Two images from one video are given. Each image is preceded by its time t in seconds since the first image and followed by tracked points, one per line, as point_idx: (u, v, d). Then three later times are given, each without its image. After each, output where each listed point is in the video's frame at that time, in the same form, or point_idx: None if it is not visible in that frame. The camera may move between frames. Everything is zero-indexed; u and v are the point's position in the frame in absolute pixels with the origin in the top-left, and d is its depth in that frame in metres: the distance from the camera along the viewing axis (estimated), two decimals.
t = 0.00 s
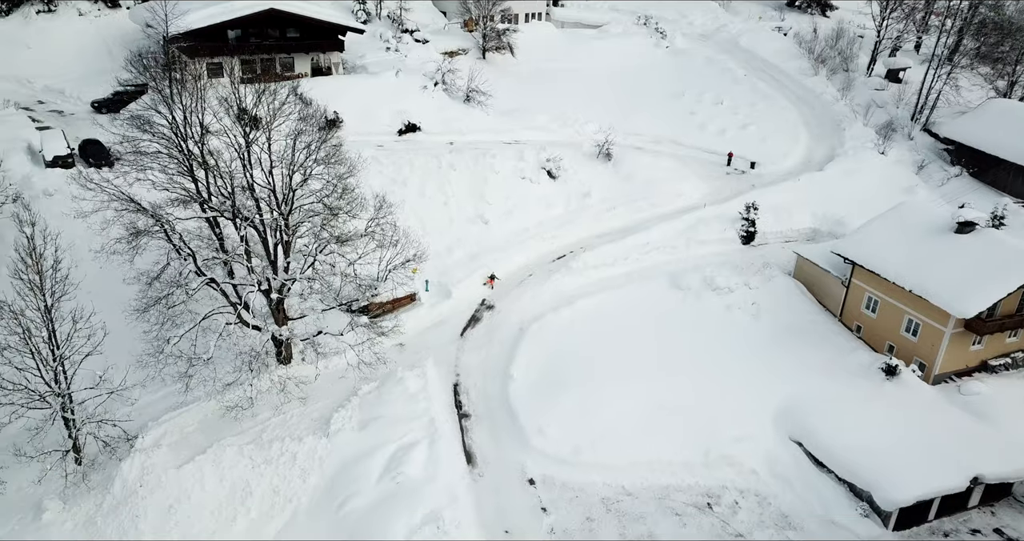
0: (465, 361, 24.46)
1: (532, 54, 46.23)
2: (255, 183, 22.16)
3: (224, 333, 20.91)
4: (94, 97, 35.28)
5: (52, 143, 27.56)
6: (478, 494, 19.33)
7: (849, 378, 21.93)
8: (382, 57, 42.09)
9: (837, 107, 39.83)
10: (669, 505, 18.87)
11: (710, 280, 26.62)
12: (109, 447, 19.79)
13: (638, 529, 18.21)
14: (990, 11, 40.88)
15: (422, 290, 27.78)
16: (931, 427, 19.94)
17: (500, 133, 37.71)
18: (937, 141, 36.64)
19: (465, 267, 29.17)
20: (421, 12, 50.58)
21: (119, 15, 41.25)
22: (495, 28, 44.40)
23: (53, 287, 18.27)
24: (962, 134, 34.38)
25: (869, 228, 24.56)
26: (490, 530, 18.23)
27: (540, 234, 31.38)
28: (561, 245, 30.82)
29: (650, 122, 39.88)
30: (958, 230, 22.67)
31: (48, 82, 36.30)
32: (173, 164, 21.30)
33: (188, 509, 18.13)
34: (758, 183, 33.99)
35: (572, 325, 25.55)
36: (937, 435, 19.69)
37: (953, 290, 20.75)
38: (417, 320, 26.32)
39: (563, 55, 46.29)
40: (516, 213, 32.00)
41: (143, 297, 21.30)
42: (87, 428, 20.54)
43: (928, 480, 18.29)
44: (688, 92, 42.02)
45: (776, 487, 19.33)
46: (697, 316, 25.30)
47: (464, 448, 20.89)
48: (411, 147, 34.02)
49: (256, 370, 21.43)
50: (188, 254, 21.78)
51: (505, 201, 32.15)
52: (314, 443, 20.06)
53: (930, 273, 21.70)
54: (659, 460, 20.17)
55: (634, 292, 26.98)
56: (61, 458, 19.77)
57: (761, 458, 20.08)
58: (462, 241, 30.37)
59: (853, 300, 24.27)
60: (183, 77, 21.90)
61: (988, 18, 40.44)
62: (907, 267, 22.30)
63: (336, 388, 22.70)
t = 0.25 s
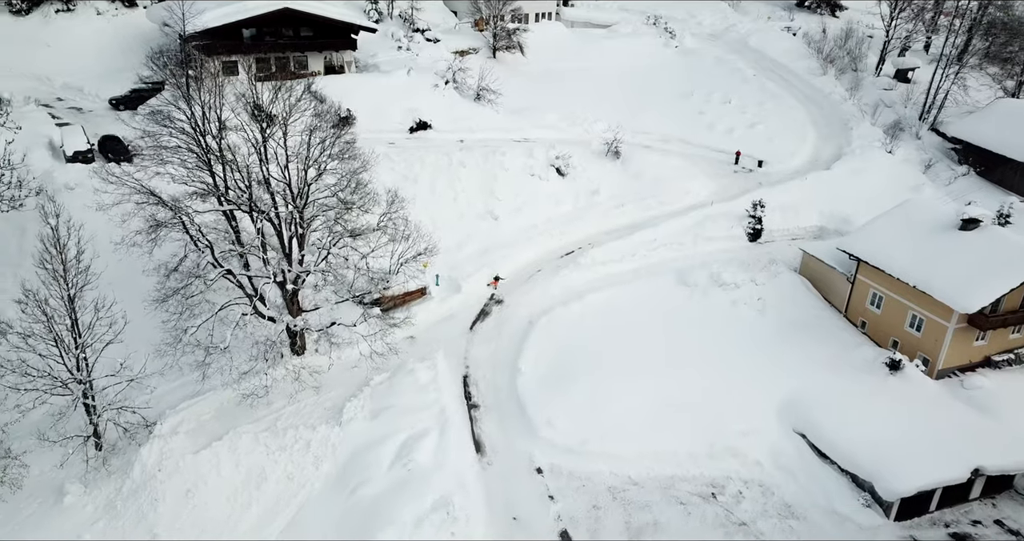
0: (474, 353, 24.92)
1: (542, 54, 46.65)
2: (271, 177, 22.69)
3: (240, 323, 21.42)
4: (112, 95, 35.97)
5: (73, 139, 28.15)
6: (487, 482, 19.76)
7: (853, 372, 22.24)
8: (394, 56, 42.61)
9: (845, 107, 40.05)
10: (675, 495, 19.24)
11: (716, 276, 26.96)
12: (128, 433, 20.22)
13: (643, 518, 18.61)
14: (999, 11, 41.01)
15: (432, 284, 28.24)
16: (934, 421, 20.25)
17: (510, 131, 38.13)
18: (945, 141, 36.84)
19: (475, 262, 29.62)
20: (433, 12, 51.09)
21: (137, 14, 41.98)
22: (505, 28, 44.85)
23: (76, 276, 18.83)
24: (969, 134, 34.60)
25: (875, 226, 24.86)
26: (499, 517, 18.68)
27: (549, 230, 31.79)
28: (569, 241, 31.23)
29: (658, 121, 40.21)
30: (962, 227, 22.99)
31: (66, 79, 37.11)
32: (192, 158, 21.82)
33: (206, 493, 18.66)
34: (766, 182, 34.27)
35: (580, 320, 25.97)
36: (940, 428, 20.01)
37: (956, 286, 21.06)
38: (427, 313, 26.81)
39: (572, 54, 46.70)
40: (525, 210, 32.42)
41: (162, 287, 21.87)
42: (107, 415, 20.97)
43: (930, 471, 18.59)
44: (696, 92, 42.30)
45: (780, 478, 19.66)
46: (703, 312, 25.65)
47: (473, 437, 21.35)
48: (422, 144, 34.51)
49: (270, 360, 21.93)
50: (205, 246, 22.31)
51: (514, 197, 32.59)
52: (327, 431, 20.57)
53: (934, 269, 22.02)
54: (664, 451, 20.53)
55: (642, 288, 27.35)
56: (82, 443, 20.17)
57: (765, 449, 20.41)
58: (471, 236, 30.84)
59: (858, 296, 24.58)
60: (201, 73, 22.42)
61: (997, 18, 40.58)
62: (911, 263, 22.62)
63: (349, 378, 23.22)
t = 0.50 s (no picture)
0: (481, 346, 25.36)
1: (548, 53, 47.08)
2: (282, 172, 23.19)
3: (253, 314, 21.92)
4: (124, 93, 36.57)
5: (88, 135, 28.82)
6: (493, 470, 20.21)
7: (853, 366, 22.60)
8: (401, 55, 43.09)
9: (849, 106, 40.36)
10: (677, 484, 19.63)
11: (719, 271, 27.32)
12: (143, 421, 20.66)
13: (645, 506, 19.03)
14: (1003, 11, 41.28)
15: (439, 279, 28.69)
16: (933, 413, 20.60)
17: (516, 129, 38.56)
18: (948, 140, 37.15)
19: (482, 258, 30.09)
20: (440, 11, 51.57)
21: (148, 13, 42.57)
22: (511, 27, 45.30)
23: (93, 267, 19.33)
24: (972, 133, 34.91)
25: (876, 222, 25.21)
26: (504, 504, 19.13)
27: (555, 227, 32.23)
28: (574, 237, 31.65)
29: (663, 120, 40.57)
30: (961, 223, 23.35)
31: (81, 78, 37.58)
32: (206, 153, 22.30)
33: (219, 479, 19.15)
34: (769, 180, 34.60)
35: (585, 314, 26.37)
36: (938, 420, 20.36)
37: (956, 281, 21.41)
38: (434, 307, 27.27)
39: (578, 54, 47.11)
40: (531, 207, 32.85)
41: (177, 279, 22.39)
42: (123, 403, 21.42)
43: (928, 462, 18.97)
44: (701, 91, 42.63)
45: (781, 468, 20.03)
46: (706, 306, 26.02)
47: (479, 427, 21.80)
48: (429, 141, 34.98)
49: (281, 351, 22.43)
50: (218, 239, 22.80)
51: (520, 194, 33.02)
52: (336, 420, 21.05)
53: (934, 264, 22.37)
54: (667, 441, 20.92)
55: (645, 283, 27.75)
56: (98, 430, 20.61)
57: (766, 440, 20.78)
58: (478, 232, 31.29)
59: (859, 291, 24.94)
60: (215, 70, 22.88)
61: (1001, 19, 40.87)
62: (912, 259, 22.97)
63: (358, 369, 23.70)
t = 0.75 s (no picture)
0: (486, 339, 25.78)
1: (554, 52, 47.52)
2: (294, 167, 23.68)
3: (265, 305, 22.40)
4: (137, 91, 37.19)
5: (102, 132, 29.41)
6: (499, 458, 20.64)
7: (854, 360, 22.96)
8: (409, 53, 43.57)
9: (852, 105, 40.66)
10: (679, 473, 20.02)
11: (722, 267, 27.70)
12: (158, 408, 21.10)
13: (648, 494, 19.43)
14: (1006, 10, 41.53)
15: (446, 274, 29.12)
16: (932, 405, 20.93)
17: (522, 126, 38.97)
18: (951, 138, 37.45)
19: (488, 253, 30.53)
20: (447, 11, 52.06)
21: (160, 12, 43.16)
22: (517, 26, 45.75)
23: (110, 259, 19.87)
24: (974, 131, 35.20)
25: (877, 218, 25.55)
26: (510, 491, 19.56)
27: (560, 222, 32.65)
28: (579, 233, 32.06)
29: (668, 118, 40.92)
30: (961, 218, 23.67)
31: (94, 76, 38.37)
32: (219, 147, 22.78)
33: (232, 464, 19.62)
34: (773, 177, 34.94)
35: (589, 308, 26.78)
36: (937, 412, 20.70)
37: (955, 276, 21.74)
38: (441, 300, 27.72)
39: (584, 53, 47.54)
40: (536, 203, 33.29)
41: (191, 271, 22.95)
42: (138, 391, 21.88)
43: (926, 452, 19.34)
44: (705, 90, 42.96)
45: (781, 458, 20.39)
46: (709, 301, 26.39)
47: (486, 417, 22.23)
48: (436, 139, 35.45)
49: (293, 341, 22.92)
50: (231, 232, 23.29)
51: (526, 190, 33.44)
52: (346, 409, 21.53)
53: (934, 259, 22.71)
54: (671, 432, 21.31)
55: (649, 278, 28.13)
56: (114, 417, 21.05)
57: (767, 431, 21.16)
58: (484, 228, 31.74)
59: (860, 286, 25.28)
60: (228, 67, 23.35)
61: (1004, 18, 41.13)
62: (912, 254, 23.31)
63: (367, 361, 24.16)
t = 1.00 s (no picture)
0: (492, 332, 26.21)
1: (560, 51, 47.91)
2: (305, 162, 24.17)
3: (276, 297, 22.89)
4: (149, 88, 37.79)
5: (116, 128, 29.99)
6: (505, 447, 21.09)
7: (854, 353, 23.31)
8: (416, 52, 44.03)
9: (856, 104, 40.96)
10: (681, 462, 20.43)
11: (724, 262, 28.08)
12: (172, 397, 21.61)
13: (650, 482, 19.83)
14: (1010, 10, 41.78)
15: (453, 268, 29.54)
16: (931, 398, 21.30)
17: (528, 124, 39.39)
18: (953, 137, 37.76)
19: (494, 248, 30.97)
20: (453, 10, 52.53)
21: (171, 11, 43.76)
22: (523, 25, 46.15)
23: (127, 250, 20.40)
24: (976, 130, 35.50)
25: (878, 214, 25.89)
26: (516, 479, 20.00)
27: (565, 219, 33.07)
28: (584, 229, 32.48)
29: (673, 117, 41.28)
30: (961, 214, 24.02)
31: (106, 74, 39.00)
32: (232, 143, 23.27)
33: (244, 451, 20.11)
34: (776, 175, 35.28)
35: (594, 302, 27.20)
36: (936, 404, 21.07)
37: (955, 271, 22.10)
38: (448, 294, 28.18)
39: (589, 52, 47.90)
40: (542, 199, 33.71)
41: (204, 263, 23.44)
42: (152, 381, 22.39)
43: (924, 443, 19.72)
44: (710, 89, 43.28)
45: (782, 449, 20.78)
46: (712, 296, 26.76)
47: (492, 407, 22.68)
48: (443, 136, 35.90)
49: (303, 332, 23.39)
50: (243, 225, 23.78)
51: (531, 187, 33.87)
52: (355, 399, 22.01)
53: (933, 254, 23.07)
54: (673, 422, 21.71)
55: (653, 274, 28.52)
56: (129, 405, 21.56)
57: (768, 423, 21.54)
58: (491, 223, 32.18)
59: (861, 282, 25.62)
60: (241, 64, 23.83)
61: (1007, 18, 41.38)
62: (912, 249, 23.65)
63: (376, 352, 24.64)
